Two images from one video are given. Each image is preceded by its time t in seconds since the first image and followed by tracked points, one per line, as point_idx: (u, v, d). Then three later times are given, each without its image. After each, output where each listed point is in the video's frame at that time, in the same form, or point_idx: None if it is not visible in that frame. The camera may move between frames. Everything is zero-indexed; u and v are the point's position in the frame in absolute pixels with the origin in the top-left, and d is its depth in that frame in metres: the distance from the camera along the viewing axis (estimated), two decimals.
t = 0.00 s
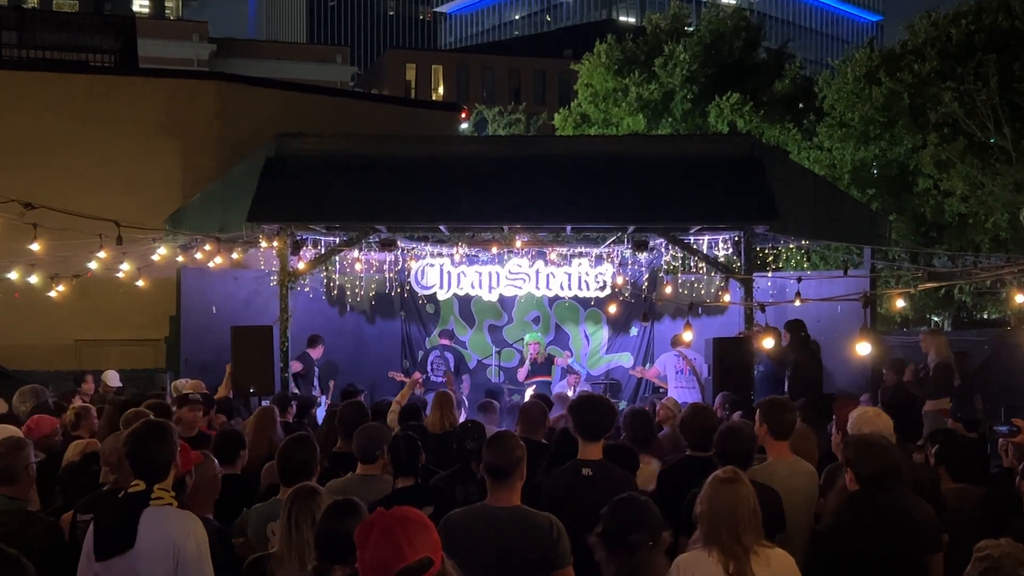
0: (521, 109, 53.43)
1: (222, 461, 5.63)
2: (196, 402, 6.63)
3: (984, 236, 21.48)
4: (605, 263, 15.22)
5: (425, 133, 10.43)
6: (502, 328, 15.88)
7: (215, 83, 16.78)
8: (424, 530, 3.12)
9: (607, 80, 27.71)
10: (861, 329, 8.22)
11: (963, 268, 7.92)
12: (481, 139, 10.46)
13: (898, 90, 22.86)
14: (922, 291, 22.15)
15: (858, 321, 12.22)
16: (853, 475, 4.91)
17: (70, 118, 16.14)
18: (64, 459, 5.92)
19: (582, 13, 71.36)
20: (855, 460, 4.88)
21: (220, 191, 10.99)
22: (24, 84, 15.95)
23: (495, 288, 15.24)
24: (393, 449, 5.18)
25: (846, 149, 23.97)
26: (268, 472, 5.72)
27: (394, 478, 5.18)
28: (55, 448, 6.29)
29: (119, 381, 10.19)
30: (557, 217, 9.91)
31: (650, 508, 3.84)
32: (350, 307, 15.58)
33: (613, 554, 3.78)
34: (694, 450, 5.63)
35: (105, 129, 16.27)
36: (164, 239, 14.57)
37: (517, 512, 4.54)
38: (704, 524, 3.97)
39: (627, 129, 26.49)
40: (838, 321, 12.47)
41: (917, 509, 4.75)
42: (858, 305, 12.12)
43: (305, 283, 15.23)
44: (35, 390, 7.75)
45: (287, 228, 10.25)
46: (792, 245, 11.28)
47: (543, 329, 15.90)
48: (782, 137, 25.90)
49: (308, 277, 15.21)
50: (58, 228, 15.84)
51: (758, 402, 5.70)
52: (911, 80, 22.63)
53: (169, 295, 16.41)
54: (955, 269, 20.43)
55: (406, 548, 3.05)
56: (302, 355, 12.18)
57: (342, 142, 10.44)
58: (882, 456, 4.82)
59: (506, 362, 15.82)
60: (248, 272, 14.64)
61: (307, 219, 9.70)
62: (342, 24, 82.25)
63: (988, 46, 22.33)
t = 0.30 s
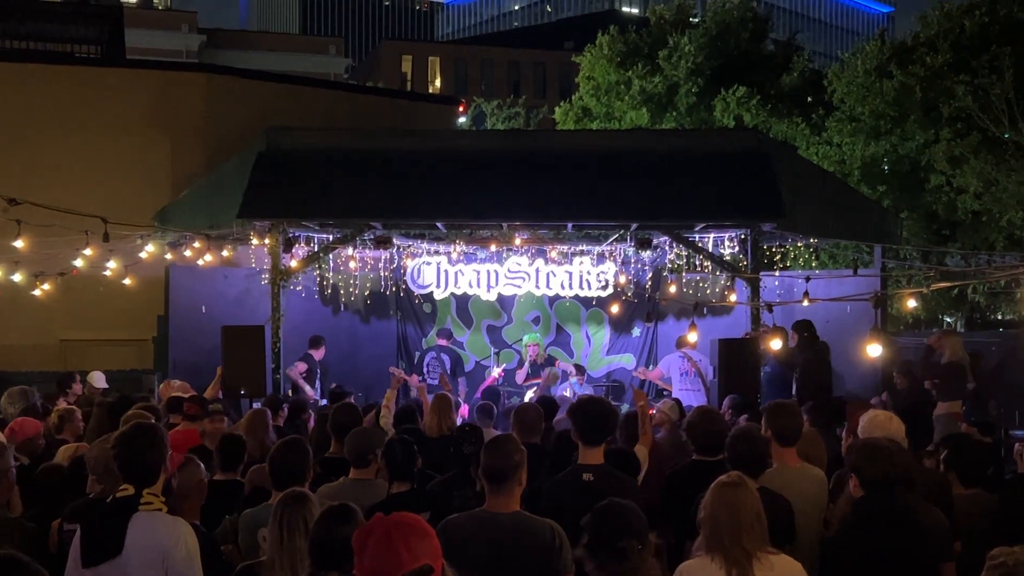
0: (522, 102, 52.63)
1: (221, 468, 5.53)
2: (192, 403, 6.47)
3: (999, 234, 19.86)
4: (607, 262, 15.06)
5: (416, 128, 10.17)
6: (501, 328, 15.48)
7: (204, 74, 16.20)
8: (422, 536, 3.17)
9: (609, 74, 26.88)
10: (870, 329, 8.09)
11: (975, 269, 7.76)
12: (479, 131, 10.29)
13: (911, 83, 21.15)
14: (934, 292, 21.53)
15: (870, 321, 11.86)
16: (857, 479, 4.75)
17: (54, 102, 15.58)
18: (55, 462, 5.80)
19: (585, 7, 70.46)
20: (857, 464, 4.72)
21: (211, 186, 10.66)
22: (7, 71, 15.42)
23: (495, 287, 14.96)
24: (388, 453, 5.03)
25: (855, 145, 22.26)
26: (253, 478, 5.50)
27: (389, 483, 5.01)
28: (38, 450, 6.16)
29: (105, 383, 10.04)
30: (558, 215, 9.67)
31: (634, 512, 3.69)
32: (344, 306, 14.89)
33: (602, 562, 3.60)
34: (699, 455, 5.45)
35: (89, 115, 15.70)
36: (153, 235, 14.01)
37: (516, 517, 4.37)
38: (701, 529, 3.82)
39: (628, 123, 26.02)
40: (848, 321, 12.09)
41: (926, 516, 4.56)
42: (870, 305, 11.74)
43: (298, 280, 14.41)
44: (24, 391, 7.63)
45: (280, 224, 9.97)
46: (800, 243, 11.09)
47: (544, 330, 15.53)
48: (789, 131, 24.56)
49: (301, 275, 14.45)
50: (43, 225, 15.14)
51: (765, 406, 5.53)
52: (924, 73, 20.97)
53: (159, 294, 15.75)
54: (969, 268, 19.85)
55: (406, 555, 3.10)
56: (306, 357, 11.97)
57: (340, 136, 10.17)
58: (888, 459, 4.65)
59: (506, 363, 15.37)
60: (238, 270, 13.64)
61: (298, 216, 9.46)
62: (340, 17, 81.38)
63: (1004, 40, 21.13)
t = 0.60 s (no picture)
0: (522, 94, 51.75)
1: (214, 475, 5.34)
2: (178, 404, 6.27)
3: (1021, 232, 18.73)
4: (610, 260, 14.39)
5: (412, 121, 9.92)
6: (500, 329, 14.75)
7: (191, 61, 14.54)
8: (420, 548, 3.17)
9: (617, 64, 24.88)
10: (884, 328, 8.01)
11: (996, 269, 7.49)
12: (479, 125, 9.99)
13: (928, 73, 19.50)
14: (952, 291, 20.39)
15: (886, 321, 11.63)
16: (873, 486, 4.60)
17: (28, 92, 13.95)
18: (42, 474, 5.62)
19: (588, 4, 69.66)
20: (875, 471, 4.56)
21: (196, 179, 10.29)
22: None
23: (493, 286, 14.32)
24: (380, 460, 4.80)
25: (871, 138, 20.80)
26: (240, 484, 5.25)
27: (382, 491, 4.80)
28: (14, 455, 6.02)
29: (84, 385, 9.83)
30: (561, 211, 9.39)
31: (636, 520, 3.45)
32: (335, 305, 14.21)
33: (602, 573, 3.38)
34: (707, 463, 5.22)
35: (71, 107, 14.09)
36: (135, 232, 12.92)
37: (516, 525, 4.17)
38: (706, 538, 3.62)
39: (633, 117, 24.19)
40: (863, 322, 11.88)
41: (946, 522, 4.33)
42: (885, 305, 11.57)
43: (286, 279, 13.76)
44: None
45: (267, 220, 9.64)
46: (812, 241, 10.76)
47: (544, 331, 14.76)
48: (802, 123, 23.04)
49: (290, 273, 13.79)
50: (16, 220, 13.68)
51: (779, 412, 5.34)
52: (943, 62, 19.19)
53: (141, 291, 14.20)
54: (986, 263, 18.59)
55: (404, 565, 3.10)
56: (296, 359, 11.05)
57: (335, 128, 9.86)
58: (905, 466, 4.49)
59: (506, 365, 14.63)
60: (225, 268, 13.02)
61: (289, 211, 9.19)
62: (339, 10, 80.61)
63: None
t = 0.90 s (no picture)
0: (521, 80, 50.65)
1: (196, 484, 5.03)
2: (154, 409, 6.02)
3: None
4: (615, 257, 13.97)
5: (401, 106, 9.50)
6: (499, 330, 14.20)
7: (169, 45, 13.30)
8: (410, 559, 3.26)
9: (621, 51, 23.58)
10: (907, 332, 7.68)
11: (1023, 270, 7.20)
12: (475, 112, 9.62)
13: (950, 58, 18.36)
14: (976, 292, 18.63)
15: (907, 321, 11.33)
16: (892, 497, 4.26)
17: (19, 90, 12.84)
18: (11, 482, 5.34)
19: None
20: (893, 480, 4.23)
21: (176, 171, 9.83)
22: None
23: (491, 284, 13.91)
24: (371, 468, 4.54)
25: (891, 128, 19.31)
26: (225, 493, 4.94)
27: (372, 502, 4.52)
28: None
29: (57, 391, 9.51)
30: (562, 203, 9.02)
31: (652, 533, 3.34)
32: (324, 305, 13.52)
33: None
34: (718, 472, 4.94)
35: (64, 103, 12.95)
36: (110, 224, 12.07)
37: (518, 539, 3.91)
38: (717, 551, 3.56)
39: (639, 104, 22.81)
40: (882, 324, 11.56)
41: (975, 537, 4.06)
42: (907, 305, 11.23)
43: (272, 277, 13.02)
44: None
45: (252, 213, 9.26)
46: (827, 237, 10.40)
47: (544, 332, 14.29)
48: (817, 113, 21.68)
49: (276, 270, 13.01)
50: None
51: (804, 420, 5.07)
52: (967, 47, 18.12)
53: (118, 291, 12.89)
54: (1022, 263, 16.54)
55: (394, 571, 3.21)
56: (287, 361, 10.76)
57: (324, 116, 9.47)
58: (927, 475, 4.18)
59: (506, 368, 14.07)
60: (206, 265, 12.35)
61: (278, 203, 8.84)
62: None
63: None
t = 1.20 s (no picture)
0: (521, 64, 49.78)
1: (177, 494, 4.73)
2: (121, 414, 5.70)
3: None
4: (620, 254, 13.47)
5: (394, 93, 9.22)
6: (496, 331, 13.65)
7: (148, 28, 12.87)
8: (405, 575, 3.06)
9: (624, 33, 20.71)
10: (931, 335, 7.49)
11: None
12: (472, 101, 9.30)
13: None
14: None
15: (928, 322, 10.85)
16: (905, 508, 3.97)
17: (18, 89, 12.55)
18: None
19: None
20: (906, 491, 3.95)
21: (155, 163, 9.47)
22: None
23: (489, 283, 13.49)
24: (361, 478, 4.27)
25: (914, 117, 16.48)
26: (208, 506, 4.67)
27: (361, 515, 4.26)
28: None
29: (27, 396, 9.29)
30: (562, 197, 8.70)
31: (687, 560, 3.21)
32: (311, 305, 13.11)
33: None
34: (729, 482, 4.68)
35: (64, 102, 12.67)
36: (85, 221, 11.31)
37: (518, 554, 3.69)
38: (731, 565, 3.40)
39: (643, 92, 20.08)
40: (903, 326, 11.07)
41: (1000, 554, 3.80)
42: (929, 306, 10.77)
43: (256, 276, 12.57)
44: None
45: (235, 208, 8.91)
46: (846, 233, 10.07)
47: (544, 334, 13.67)
48: (835, 102, 18.93)
49: (260, 268, 12.60)
50: None
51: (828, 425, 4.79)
52: (996, 31, 15.22)
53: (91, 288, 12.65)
54: None
55: None
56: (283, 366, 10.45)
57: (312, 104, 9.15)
58: (942, 485, 3.90)
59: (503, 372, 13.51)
60: (187, 261, 11.83)
61: (264, 196, 8.52)
62: None
63: None
